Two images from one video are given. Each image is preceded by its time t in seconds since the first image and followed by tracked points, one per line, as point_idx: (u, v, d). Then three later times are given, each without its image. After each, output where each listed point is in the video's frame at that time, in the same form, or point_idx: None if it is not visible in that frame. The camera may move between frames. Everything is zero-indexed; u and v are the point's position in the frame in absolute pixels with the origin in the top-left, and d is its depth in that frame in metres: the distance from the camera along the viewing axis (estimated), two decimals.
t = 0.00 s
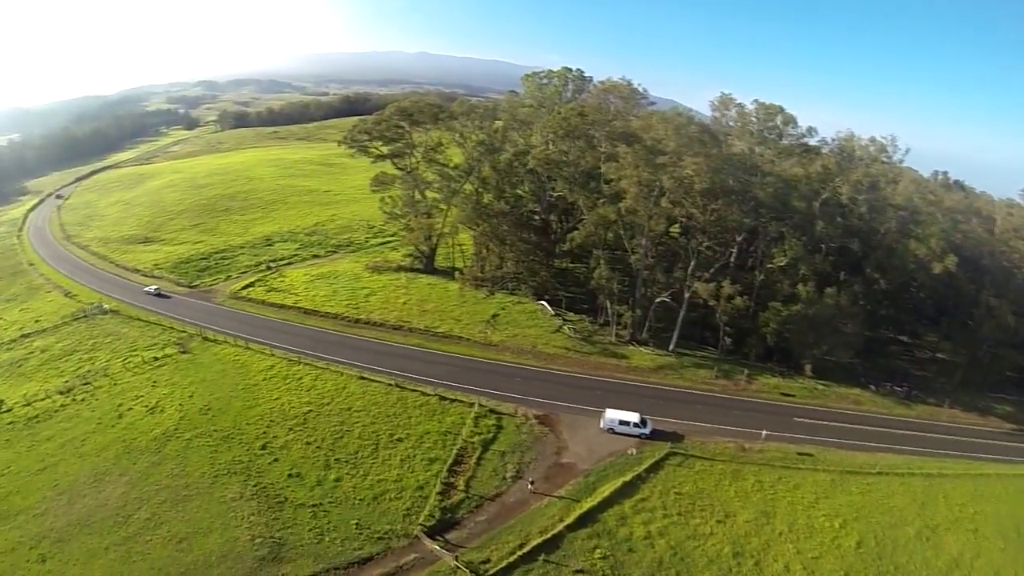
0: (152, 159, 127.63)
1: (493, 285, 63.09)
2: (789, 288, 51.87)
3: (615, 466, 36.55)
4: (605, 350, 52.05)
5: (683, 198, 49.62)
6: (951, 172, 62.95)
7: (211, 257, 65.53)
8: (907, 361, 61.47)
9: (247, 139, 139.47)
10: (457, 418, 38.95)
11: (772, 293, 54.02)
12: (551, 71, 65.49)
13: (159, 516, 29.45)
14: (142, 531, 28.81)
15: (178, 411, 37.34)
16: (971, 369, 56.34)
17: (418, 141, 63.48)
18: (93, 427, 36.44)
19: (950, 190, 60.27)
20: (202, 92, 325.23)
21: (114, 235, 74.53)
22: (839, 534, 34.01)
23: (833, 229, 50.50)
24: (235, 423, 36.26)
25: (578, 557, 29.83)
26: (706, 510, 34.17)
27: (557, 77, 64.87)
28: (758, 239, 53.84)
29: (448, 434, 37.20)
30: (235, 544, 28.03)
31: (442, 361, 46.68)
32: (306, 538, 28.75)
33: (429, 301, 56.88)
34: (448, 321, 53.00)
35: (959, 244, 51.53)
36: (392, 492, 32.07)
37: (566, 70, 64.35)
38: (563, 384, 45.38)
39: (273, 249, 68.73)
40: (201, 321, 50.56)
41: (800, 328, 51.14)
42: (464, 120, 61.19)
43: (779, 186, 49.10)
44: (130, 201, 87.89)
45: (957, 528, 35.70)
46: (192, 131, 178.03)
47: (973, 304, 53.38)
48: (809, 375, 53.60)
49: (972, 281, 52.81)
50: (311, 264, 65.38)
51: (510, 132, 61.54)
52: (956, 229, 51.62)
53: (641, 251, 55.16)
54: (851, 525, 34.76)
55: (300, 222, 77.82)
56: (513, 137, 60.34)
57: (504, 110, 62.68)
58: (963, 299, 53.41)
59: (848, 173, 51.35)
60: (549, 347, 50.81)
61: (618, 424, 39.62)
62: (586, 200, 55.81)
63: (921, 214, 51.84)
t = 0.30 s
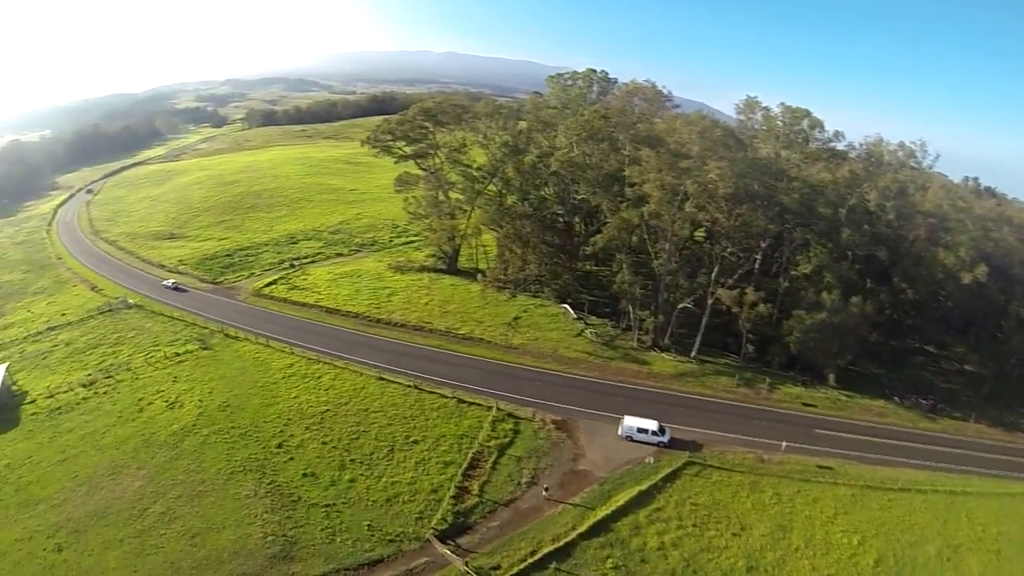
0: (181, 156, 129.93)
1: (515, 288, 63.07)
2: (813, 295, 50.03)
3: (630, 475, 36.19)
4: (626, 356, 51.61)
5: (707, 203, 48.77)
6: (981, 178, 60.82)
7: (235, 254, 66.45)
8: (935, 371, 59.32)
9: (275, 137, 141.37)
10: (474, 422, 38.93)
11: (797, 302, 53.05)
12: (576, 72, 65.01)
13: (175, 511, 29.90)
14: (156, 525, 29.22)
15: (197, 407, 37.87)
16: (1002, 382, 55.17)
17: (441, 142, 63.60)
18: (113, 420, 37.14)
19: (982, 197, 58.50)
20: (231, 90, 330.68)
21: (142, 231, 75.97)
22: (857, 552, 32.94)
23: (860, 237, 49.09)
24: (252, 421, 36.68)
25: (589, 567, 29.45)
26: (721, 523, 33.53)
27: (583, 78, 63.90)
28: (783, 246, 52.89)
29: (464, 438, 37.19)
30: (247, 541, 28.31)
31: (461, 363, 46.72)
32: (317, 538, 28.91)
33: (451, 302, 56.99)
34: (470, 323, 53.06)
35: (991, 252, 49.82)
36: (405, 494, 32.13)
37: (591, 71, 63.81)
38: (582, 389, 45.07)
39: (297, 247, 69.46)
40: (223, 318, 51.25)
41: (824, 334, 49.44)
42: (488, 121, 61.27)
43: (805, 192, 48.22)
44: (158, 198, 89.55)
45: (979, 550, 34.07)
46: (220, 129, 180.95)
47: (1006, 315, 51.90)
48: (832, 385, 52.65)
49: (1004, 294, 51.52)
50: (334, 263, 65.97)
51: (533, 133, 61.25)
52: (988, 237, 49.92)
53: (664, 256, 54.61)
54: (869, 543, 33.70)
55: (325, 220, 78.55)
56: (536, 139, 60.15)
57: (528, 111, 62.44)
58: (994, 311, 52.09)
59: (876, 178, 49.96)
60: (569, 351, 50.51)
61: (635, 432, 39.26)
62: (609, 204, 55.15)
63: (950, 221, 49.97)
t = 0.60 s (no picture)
0: (207, 155, 131.93)
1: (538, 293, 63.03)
2: (837, 305, 48.58)
3: (645, 484, 35.81)
4: (646, 363, 51.14)
5: (730, 210, 48.05)
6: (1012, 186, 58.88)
7: (258, 253, 67.27)
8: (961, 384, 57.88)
9: (301, 137, 143.06)
10: (491, 426, 38.87)
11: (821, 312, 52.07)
12: (600, 75, 65.51)
13: (190, 507, 30.28)
14: (170, 520, 29.60)
15: (214, 405, 38.32)
16: None
17: (464, 145, 63.70)
18: (132, 415, 37.75)
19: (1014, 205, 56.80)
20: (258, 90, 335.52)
21: (166, 228, 77.21)
22: (876, 571, 31.81)
23: (886, 245, 47.47)
24: (269, 420, 37.01)
25: None
26: (736, 536, 32.87)
27: (606, 80, 64.77)
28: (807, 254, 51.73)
29: (479, 443, 37.14)
30: (259, 540, 28.55)
31: (479, 366, 46.71)
32: (328, 539, 29.02)
33: (471, 305, 56.99)
34: (490, 326, 53.07)
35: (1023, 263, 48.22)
36: (418, 498, 32.15)
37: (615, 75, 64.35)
38: (600, 395, 44.76)
39: (319, 247, 70.08)
40: (243, 316, 51.86)
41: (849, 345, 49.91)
42: (510, 124, 61.20)
43: (828, 196, 46.48)
44: (184, 195, 91.02)
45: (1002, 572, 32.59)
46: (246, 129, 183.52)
47: None
48: (856, 397, 51.61)
49: None
50: (356, 263, 66.42)
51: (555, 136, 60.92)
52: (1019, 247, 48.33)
53: (686, 263, 54.03)
54: (888, 561, 32.60)
55: (348, 221, 79.17)
56: (557, 142, 59.92)
57: (550, 114, 62.21)
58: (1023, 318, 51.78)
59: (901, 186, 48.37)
60: (589, 357, 50.20)
61: (653, 440, 38.87)
62: (630, 208, 54.71)
63: (979, 229, 48.46)
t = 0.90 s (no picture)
0: (232, 153, 133.68)
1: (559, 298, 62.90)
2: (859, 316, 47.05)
3: (659, 495, 35.35)
4: (665, 370, 50.58)
5: (752, 218, 47.32)
6: None
7: (280, 251, 68.01)
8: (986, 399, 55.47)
9: (325, 136, 144.57)
10: (506, 432, 38.73)
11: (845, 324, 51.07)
12: (623, 78, 65.06)
13: (203, 504, 30.59)
14: (183, 516, 29.95)
15: (230, 403, 38.71)
16: None
17: (485, 147, 63.69)
18: (150, 411, 38.30)
19: None
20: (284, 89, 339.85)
21: (189, 225, 78.33)
22: None
23: (911, 256, 45.76)
24: (284, 420, 37.29)
25: None
26: (749, 551, 32.27)
27: (629, 84, 64.20)
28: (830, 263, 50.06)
29: (493, 449, 37.01)
30: (270, 539, 28.74)
31: (496, 370, 46.61)
32: (337, 542, 29.10)
33: (491, 309, 56.94)
34: (509, 330, 52.99)
35: None
36: (429, 503, 32.11)
37: (638, 78, 63.68)
38: (617, 403, 44.37)
39: (340, 246, 70.63)
40: (263, 315, 52.42)
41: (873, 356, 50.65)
42: (532, 127, 61.02)
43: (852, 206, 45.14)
44: (208, 193, 92.36)
45: None
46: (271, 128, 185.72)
47: None
48: (877, 410, 50.58)
49: None
50: (377, 264, 66.81)
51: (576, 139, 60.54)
52: None
53: (708, 271, 53.40)
54: None
55: (371, 221, 79.71)
56: (579, 146, 59.57)
57: (572, 118, 61.89)
58: None
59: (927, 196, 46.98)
60: (607, 363, 49.83)
61: (668, 451, 38.37)
62: (651, 214, 54.16)
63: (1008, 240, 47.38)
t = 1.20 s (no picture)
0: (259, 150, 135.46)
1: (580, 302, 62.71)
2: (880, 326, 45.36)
3: (673, 505, 34.98)
4: (684, 377, 50.08)
5: (777, 225, 46.62)
6: None
7: (302, 248, 68.74)
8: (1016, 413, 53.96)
9: (351, 134, 145.62)
10: (521, 437, 38.64)
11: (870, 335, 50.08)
12: (647, 80, 64.13)
13: (216, 500, 30.98)
14: (196, 511, 30.38)
15: (246, 400, 39.18)
16: None
17: (508, 149, 63.63)
18: (168, 405, 38.93)
19: None
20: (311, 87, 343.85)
21: (214, 221, 79.56)
22: None
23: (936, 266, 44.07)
24: (299, 418, 37.60)
25: None
26: (762, 565, 31.70)
27: (653, 86, 62.92)
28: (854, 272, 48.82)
29: (506, 453, 36.91)
30: (280, 537, 29.01)
31: (513, 374, 46.52)
32: (347, 542, 29.26)
33: (511, 311, 56.88)
34: (528, 332, 52.90)
35: None
36: (439, 506, 32.13)
37: (662, 80, 62.62)
38: (635, 410, 44.01)
39: (362, 245, 71.15)
40: (283, 312, 53.01)
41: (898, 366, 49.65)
42: (556, 129, 60.80)
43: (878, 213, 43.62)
44: (233, 189, 93.73)
45: None
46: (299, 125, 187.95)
47: None
48: (900, 423, 49.56)
49: None
50: (399, 263, 67.12)
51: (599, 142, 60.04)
52: None
53: (731, 278, 52.73)
54: None
55: (394, 220, 80.15)
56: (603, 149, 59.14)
57: (595, 120, 61.49)
58: None
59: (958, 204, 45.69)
60: (626, 369, 49.48)
61: (684, 460, 38.01)
62: (674, 218, 53.67)
63: None
